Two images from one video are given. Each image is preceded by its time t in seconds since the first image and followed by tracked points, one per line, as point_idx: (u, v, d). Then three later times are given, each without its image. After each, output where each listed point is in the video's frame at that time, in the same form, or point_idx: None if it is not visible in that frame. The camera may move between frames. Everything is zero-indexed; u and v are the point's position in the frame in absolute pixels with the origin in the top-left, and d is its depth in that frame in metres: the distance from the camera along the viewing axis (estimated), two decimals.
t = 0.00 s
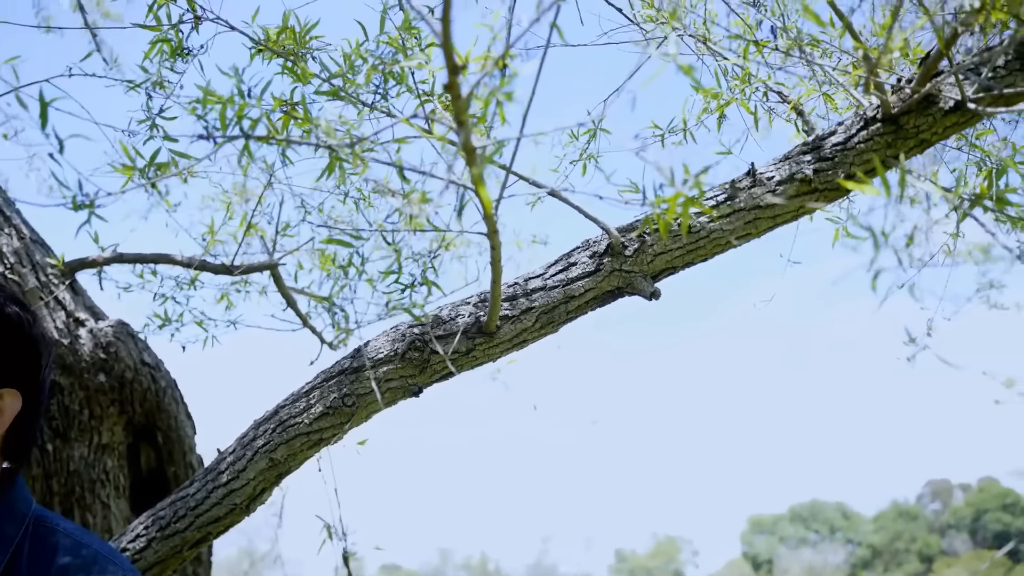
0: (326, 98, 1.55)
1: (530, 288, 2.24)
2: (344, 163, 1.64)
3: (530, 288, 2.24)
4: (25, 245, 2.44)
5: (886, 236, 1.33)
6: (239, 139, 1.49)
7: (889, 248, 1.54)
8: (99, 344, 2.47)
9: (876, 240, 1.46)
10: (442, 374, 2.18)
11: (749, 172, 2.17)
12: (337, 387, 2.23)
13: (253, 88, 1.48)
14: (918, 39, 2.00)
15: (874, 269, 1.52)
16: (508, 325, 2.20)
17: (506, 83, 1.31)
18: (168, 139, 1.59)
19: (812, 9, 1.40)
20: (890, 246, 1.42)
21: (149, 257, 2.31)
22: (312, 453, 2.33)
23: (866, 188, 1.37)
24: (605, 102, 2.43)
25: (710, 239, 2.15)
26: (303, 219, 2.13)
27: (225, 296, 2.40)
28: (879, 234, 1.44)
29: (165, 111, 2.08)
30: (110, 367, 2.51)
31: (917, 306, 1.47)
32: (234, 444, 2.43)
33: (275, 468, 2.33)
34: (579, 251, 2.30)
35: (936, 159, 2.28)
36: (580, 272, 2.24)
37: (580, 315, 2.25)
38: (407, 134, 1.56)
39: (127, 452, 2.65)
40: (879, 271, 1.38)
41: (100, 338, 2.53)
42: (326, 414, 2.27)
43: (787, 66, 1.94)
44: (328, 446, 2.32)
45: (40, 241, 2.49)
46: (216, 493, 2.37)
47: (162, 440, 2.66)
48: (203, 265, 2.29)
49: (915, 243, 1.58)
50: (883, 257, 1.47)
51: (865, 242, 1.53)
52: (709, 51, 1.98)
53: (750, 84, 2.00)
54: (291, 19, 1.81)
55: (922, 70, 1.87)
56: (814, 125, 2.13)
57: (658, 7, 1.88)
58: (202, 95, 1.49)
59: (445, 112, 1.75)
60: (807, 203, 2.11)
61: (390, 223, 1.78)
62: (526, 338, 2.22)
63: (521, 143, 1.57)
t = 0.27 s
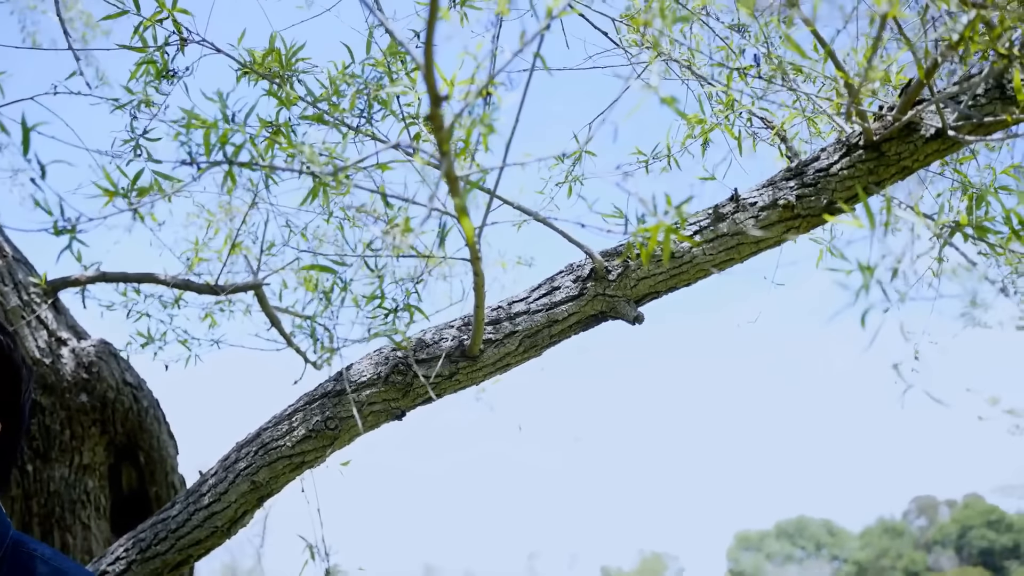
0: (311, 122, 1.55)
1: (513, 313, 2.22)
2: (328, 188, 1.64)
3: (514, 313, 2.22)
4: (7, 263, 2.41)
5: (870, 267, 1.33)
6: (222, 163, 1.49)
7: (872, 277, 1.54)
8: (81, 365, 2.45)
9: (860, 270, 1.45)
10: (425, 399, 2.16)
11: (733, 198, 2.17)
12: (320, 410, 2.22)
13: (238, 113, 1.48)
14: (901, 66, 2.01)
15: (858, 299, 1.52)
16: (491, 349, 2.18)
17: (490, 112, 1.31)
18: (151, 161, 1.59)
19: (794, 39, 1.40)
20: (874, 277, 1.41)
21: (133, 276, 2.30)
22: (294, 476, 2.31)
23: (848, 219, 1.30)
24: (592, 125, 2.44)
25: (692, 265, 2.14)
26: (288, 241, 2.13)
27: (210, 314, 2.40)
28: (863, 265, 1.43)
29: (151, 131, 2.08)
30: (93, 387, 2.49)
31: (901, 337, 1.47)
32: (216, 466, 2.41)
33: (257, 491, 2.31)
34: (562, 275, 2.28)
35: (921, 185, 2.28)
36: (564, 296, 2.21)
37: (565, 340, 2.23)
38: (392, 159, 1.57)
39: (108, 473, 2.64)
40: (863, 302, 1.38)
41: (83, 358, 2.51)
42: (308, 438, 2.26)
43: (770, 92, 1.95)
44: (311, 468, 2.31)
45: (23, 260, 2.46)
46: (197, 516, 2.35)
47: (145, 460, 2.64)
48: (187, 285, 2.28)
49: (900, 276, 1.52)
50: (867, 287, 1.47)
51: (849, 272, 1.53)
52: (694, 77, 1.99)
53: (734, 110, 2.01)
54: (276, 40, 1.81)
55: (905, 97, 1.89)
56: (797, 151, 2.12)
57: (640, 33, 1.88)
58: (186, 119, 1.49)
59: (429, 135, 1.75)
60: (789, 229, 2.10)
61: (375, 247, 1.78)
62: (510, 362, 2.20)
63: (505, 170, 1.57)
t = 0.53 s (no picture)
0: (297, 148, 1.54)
1: (500, 338, 2.20)
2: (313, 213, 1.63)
3: (500, 338, 2.20)
4: None
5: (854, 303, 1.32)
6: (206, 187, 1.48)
7: (856, 310, 1.53)
8: (66, 385, 2.45)
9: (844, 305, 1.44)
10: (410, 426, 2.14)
11: (720, 224, 2.16)
12: (305, 434, 2.21)
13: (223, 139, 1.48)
14: (888, 95, 2.02)
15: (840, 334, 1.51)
16: (477, 375, 2.15)
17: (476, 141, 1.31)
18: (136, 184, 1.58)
19: (778, 70, 1.40)
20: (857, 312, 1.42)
21: (118, 296, 2.29)
22: (278, 501, 2.30)
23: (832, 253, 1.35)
24: (580, 149, 2.45)
25: (677, 292, 2.13)
26: (274, 263, 2.11)
27: (196, 334, 2.38)
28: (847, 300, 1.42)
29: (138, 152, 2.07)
30: (77, 408, 2.48)
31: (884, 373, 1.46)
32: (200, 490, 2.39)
33: (241, 515, 2.30)
34: (550, 300, 2.26)
35: (908, 214, 2.29)
36: (551, 321, 2.20)
37: (551, 366, 2.20)
38: (378, 185, 1.56)
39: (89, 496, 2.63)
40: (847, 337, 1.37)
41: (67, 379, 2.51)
42: (294, 462, 2.24)
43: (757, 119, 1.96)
44: (296, 493, 2.30)
45: (8, 278, 2.41)
46: (181, 540, 2.33)
47: (128, 481, 2.64)
48: (172, 306, 2.26)
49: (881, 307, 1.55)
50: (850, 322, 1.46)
51: (832, 306, 1.52)
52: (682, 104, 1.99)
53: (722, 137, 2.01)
54: (263, 63, 1.80)
55: (890, 126, 1.91)
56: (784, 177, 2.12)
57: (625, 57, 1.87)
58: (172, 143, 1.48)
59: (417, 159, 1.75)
60: (776, 255, 2.10)
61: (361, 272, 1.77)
62: (496, 388, 2.18)
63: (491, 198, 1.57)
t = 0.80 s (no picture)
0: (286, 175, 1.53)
1: (490, 364, 2.17)
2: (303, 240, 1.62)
3: (491, 364, 2.17)
4: None
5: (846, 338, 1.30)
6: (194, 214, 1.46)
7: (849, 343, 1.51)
8: (53, 407, 2.41)
9: (836, 337, 1.42)
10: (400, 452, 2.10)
11: (712, 249, 2.14)
12: (292, 460, 2.18)
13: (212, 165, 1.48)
14: (881, 121, 2.02)
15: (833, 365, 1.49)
16: (468, 401, 2.12)
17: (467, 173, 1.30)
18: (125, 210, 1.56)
19: (769, 100, 1.38)
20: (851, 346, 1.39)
21: (107, 317, 2.27)
22: (266, 527, 2.26)
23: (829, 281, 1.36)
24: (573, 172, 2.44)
25: (668, 319, 2.11)
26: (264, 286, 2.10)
27: (186, 355, 2.36)
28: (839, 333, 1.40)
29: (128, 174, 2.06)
30: (63, 430, 2.44)
31: (877, 406, 1.44)
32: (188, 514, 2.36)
33: (229, 541, 2.27)
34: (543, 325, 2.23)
35: (902, 240, 2.27)
36: (543, 347, 2.17)
37: (541, 392, 2.18)
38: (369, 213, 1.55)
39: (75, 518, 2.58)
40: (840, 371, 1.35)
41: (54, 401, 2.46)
42: (282, 488, 2.21)
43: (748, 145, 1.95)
44: (285, 519, 2.27)
45: None
46: (168, 566, 2.30)
47: (116, 504, 2.60)
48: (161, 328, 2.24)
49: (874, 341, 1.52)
50: (843, 353, 1.44)
51: (825, 338, 1.50)
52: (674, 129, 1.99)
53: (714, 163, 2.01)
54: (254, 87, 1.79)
55: (882, 153, 1.91)
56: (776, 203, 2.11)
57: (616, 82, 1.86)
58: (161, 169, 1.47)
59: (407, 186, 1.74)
60: (768, 281, 2.09)
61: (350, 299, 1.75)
62: (487, 414, 2.15)
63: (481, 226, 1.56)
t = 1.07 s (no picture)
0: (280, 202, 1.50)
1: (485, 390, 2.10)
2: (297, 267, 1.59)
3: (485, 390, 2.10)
4: None
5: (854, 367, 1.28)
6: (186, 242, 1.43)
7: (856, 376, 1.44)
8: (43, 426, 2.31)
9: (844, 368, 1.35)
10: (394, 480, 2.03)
11: (712, 273, 2.08)
12: (287, 484, 2.01)
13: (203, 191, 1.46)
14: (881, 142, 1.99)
15: (838, 397, 1.46)
16: (464, 426, 2.05)
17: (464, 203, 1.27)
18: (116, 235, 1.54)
19: (770, 125, 1.36)
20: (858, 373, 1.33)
21: (98, 336, 2.23)
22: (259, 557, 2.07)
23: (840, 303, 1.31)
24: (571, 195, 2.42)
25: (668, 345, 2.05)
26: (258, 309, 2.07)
27: (178, 375, 2.33)
28: (847, 364, 1.36)
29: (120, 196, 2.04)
30: (53, 452, 2.34)
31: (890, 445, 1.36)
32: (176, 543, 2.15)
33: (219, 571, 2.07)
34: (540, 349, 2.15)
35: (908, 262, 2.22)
36: (540, 372, 2.09)
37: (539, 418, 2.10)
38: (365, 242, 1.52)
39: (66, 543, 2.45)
40: (848, 403, 1.32)
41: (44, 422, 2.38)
42: (275, 515, 2.03)
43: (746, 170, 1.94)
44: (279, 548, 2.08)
45: None
46: None
47: (106, 527, 2.46)
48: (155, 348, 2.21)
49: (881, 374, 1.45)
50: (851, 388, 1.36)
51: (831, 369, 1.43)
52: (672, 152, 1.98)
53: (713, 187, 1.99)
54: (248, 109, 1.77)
55: (883, 175, 1.87)
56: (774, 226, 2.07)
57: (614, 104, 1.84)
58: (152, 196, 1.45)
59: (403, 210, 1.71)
60: (769, 305, 2.04)
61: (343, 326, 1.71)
62: (483, 440, 2.07)
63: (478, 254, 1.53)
